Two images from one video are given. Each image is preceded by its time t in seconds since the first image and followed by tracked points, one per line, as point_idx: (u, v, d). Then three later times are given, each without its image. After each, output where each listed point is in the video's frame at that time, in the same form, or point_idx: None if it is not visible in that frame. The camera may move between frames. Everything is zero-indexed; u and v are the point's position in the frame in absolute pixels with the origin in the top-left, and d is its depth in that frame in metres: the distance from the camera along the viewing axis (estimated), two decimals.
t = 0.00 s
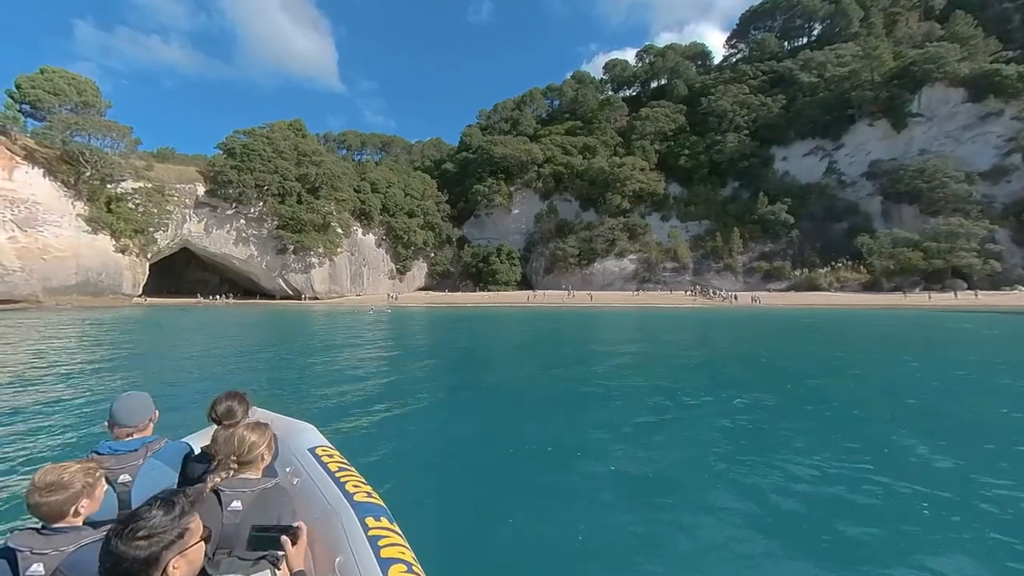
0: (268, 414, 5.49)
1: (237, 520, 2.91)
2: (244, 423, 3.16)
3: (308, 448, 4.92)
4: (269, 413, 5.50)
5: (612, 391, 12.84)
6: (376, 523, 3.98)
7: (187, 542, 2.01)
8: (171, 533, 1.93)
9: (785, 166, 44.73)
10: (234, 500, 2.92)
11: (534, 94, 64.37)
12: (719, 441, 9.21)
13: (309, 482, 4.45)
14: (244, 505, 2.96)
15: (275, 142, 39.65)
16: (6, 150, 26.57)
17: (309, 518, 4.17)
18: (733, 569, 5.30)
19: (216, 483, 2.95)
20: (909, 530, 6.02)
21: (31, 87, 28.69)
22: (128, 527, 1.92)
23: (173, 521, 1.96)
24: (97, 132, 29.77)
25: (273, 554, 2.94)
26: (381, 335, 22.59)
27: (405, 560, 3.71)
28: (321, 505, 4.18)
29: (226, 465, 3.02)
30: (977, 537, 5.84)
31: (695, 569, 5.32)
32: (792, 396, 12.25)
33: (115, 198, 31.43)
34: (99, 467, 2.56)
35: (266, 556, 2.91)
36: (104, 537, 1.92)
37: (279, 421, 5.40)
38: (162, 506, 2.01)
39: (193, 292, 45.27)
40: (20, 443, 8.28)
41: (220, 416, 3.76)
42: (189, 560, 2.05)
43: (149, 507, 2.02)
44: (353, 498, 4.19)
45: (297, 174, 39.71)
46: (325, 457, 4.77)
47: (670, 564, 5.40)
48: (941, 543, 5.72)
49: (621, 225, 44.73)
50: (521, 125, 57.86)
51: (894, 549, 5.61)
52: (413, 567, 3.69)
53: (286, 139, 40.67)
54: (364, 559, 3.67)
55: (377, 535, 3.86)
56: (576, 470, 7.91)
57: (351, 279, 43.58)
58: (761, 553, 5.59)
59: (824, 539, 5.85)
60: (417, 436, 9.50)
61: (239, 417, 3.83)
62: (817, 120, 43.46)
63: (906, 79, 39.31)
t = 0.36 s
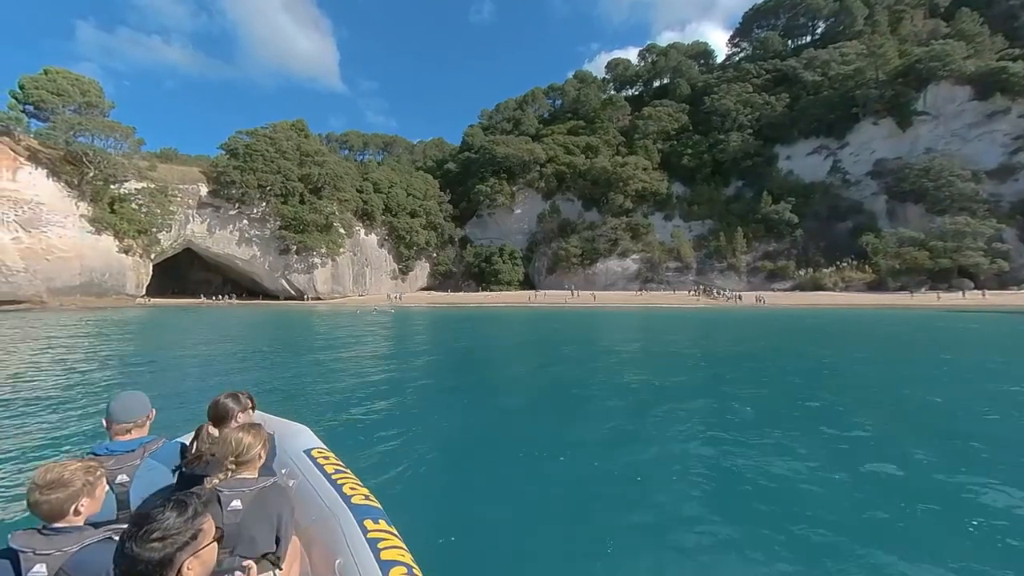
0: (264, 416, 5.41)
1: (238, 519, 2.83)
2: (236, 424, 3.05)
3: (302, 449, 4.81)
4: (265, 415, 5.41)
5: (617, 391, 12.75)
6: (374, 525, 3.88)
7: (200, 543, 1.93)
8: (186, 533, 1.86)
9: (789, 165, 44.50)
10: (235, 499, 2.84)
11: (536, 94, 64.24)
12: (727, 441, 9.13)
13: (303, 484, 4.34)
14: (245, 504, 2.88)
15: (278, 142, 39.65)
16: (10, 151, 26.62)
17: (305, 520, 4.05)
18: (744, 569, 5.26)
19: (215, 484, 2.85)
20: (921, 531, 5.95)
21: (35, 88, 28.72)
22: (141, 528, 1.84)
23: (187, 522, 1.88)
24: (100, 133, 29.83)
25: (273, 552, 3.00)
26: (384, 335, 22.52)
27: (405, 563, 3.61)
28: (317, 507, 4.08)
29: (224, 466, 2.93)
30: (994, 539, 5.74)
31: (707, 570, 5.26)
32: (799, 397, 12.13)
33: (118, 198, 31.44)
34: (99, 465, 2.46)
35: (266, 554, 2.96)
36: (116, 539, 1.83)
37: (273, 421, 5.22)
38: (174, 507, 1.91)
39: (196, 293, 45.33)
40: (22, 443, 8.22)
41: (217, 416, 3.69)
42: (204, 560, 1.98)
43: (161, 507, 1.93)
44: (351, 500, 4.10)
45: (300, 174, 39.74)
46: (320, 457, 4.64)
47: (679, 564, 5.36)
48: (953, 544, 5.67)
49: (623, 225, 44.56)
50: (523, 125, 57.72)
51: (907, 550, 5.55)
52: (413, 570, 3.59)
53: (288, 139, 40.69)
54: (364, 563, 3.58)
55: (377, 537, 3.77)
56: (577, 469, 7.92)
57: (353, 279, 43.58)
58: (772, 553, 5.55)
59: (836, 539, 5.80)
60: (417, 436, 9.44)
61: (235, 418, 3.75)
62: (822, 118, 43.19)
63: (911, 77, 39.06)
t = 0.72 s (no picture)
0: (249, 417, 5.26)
1: (217, 519, 2.73)
2: (217, 424, 2.98)
3: (285, 450, 4.68)
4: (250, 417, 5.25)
5: (619, 391, 12.64)
6: (356, 525, 3.78)
7: (186, 540, 1.84)
8: (171, 531, 1.77)
9: (793, 164, 44.27)
10: (215, 498, 2.74)
11: (538, 93, 64.09)
12: (730, 440, 9.01)
13: (282, 485, 4.20)
14: (225, 504, 2.78)
15: (280, 142, 39.61)
16: (12, 151, 26.61)
17: (285, 522, 3.92)
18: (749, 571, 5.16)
19: (196, 484, 2.76)
20: (929, 531, 5.85)
21: (37, 88, 28.70)
22: (124, 526, 1.75)
23: (171, 519, 1.80)
24: (102, 133, 29.86)
25: (252, 553, 2.88)
26: (385, 336, 22.45)
27: (386, 563, 3.52)
28: (297, 508, 3.96)
29: (205, 466, 2.84)
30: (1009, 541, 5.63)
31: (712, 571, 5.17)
32: (804, 396, 12.02)
33: (120, 199, 31.42)
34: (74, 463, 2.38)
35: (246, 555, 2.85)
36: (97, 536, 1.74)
37: (259, 423, 5.12)
38: (159, 505, 1.83)
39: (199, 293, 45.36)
40: (17, 444, 8.10)
41: (198, 414, 3.60)
42: (190, 556, 1.90)
43: (144, 505, 1.84)
44: (333, 500, 4.00)
45: (302, 174, 39.68)
46: (303, 458, 4.53)
47: (685, 564, 5.28)
48: (963, 546, 5.56)
49: (626, 225, 44.42)
50: (525, 124, 57.61)
51: (915, 551, 5.46)
52: (395, 570, 3.50)
53: (290, 139, 40.64)
54: (344, 564, 3.47)
55: (358, 537, 3.67)
56: (574, 468, 7.85)
57: (355, 280, 43.55)
58: (779, 554, 5.45)
59: (844, 539, 5.70)
60: (412, 436, 9.29)
61: (215, 417, 3.66)
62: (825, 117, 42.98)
63: (916, 75, 38.81)
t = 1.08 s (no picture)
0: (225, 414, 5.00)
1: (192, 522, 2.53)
2: (197, 426, 2.99)
3: (265, 449, 4.44)
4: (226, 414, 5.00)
5: (622, 391, 12.53)
6: (339, 525, 3.65)
7: (166, 542, 1.88)
8: (150, 533, 1.81)
9: (795, 163, 44.06)
10: (192, 501, 2.61)
11: (539, 93, 63.95)
12: (734, 440, 8.91)
13: (263, 486, 4.00)
14: (202, 507, 2.63)
15: (281, 142, 39.56)
16: (12, 151, 26.55)
17: (264, 522, 3.75)
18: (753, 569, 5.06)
19: (173, 486, 2.72)
20: (934, 529, 5.76)
21: (37, 88, 28.66)
22: (103, 528, 1.79)
23: (151, 521, 1.84)
24: (103, 133, 29.82)
25: (230, 558, 2.62)
26: (387, 336, 22.35)
27: (369, 562, 3.42)
28: (277, 508, 3.80)
29: (184, 467, 2.83)
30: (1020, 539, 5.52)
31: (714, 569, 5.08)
32: (810, 396, 11.88)
33: (121, 199, 31.35)
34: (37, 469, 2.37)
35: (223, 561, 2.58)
36: (74, 541, 1.77)
37: (238, 421, 4.91)
38: (139, 506, 1.87)
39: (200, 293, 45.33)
40: (10, 448, 7.95)
41: (172, 414, 3.55)
42: (169, 559, 1.92)
43: (124, 508, 1.87)
44: (314, 500, 3.86)
45: (303, 174, 39.65)
46: (284, 457, 4.32)
47: (690, 563, 5.20)
48: (969, 543, 5.48)
49: (628, 224, 44.25)
50: (527, 124, 57.47)
51: (921, 548, 5.37)
52: (378, 569, 3.41)
53: (291, 139, 40.58)
54: (325, 564, 3.35)
55: (340, 537, 3.55)
56: (567, 467, 7.78)
57: (356, 280, 43.46)
58: (783, 552, 5.37)
59: (851, 539, 5.60)
60: (403, 436, 9.14)
61: (188, 418, 3.59)
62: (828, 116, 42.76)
63: (920, 73, 38.60)
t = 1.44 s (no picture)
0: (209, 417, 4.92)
1: (169, 527, 2.44)
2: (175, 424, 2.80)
3: (250, 449, 4.38)
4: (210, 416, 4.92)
5: (625, 391, 12.41)
6: (323, 523, 3.51)
7: (132, 550, 1.70)
8: (112, 541, 1.62)
9: (797, 162, 43.89)
10: (167, 505, 2.47)
11: (540, 93, 63.79)
12: (739, 440, 8.81)
13: (245, 485, 3.92)
14: (180, 509, 2.51)
15: (281, 141, 39.49)
16: (12, 151, 26.45)
17: (245, 525, 3.63)
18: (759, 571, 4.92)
19: (146, 488, 2.52)
20: (946, 529, 5.64)
21: (37, 87, 28.56)
22: (60, 535, 1.60)
23: (116, 528, 1.66)
24: (102, 133, 29.71)
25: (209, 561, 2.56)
26: (387, 337, 22.20)
27: (353, 559, 3.27)
28: (261, 508, 3.68)
29: (159, 466, 2.64)
30: None
31: (720, 571, 4.94)
32: (816, 397, 11.74)
33: (121, 199, 31.23)
34: None
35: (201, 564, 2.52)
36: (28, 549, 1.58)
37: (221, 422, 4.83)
38: (102, 511, 1.69)
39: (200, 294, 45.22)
40: (2, 451, 7.77)
41: (143, 417, 3.42)
42: (136, 566, 1.75)
43: (87, 512, 1.69)
44: (298, 498, 3.73)
45: (303, 174, 39.55)
46: (267, 457, 4.24)
47: (700, 562, 5.09)
48: (981, 542, 5.37)
49: (629, 224, 44.04)
50: (528, 124, 57.32)
51: (933, 548, 5.25)
52: (363, 566, 3.25)
53: (292, 139, 40.51)
54: (307, 564, 3.21)
55: (324, 535, 3.40)
56: (569, 467, 7.65)
57: (357, 280, 43.34)
58: (791, 551, 5.27)
59: (861, 537, 5.50)
60: (401, 436, 9.02)
61: (160, 420, 3.45)
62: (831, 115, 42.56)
63: (923, 72, 38.41)
